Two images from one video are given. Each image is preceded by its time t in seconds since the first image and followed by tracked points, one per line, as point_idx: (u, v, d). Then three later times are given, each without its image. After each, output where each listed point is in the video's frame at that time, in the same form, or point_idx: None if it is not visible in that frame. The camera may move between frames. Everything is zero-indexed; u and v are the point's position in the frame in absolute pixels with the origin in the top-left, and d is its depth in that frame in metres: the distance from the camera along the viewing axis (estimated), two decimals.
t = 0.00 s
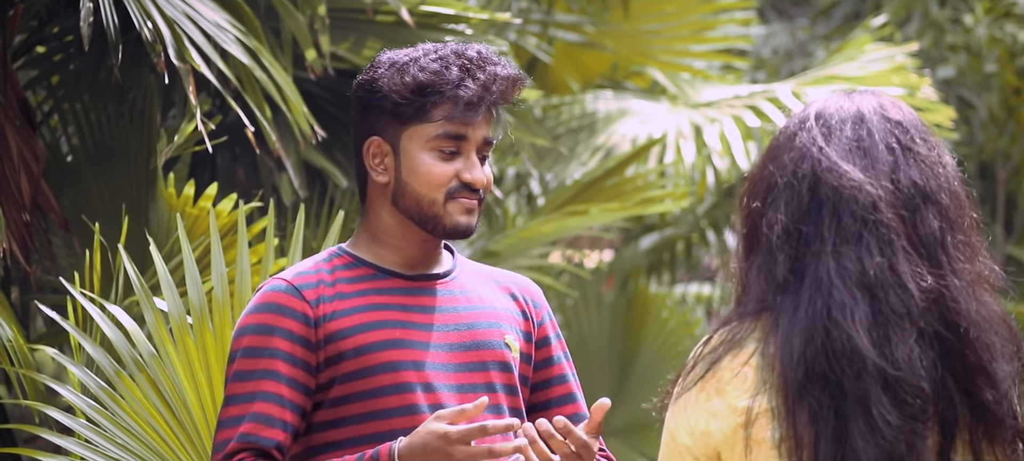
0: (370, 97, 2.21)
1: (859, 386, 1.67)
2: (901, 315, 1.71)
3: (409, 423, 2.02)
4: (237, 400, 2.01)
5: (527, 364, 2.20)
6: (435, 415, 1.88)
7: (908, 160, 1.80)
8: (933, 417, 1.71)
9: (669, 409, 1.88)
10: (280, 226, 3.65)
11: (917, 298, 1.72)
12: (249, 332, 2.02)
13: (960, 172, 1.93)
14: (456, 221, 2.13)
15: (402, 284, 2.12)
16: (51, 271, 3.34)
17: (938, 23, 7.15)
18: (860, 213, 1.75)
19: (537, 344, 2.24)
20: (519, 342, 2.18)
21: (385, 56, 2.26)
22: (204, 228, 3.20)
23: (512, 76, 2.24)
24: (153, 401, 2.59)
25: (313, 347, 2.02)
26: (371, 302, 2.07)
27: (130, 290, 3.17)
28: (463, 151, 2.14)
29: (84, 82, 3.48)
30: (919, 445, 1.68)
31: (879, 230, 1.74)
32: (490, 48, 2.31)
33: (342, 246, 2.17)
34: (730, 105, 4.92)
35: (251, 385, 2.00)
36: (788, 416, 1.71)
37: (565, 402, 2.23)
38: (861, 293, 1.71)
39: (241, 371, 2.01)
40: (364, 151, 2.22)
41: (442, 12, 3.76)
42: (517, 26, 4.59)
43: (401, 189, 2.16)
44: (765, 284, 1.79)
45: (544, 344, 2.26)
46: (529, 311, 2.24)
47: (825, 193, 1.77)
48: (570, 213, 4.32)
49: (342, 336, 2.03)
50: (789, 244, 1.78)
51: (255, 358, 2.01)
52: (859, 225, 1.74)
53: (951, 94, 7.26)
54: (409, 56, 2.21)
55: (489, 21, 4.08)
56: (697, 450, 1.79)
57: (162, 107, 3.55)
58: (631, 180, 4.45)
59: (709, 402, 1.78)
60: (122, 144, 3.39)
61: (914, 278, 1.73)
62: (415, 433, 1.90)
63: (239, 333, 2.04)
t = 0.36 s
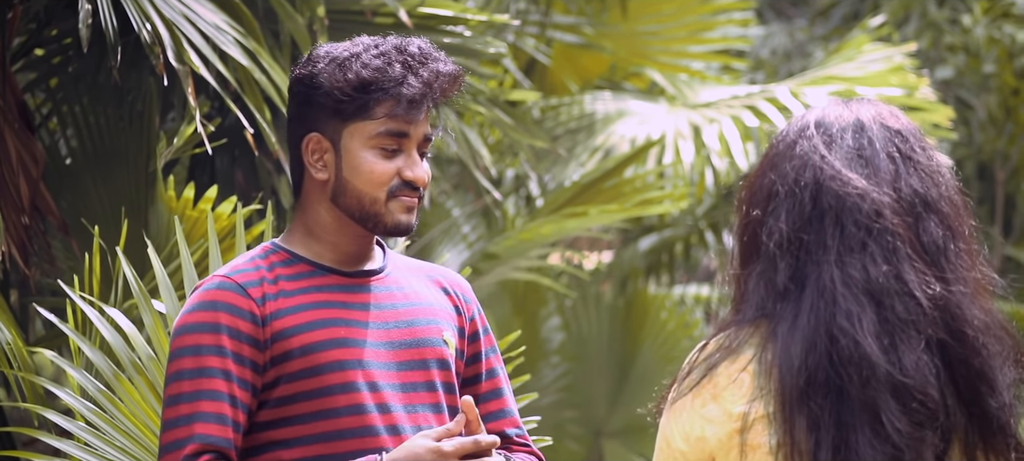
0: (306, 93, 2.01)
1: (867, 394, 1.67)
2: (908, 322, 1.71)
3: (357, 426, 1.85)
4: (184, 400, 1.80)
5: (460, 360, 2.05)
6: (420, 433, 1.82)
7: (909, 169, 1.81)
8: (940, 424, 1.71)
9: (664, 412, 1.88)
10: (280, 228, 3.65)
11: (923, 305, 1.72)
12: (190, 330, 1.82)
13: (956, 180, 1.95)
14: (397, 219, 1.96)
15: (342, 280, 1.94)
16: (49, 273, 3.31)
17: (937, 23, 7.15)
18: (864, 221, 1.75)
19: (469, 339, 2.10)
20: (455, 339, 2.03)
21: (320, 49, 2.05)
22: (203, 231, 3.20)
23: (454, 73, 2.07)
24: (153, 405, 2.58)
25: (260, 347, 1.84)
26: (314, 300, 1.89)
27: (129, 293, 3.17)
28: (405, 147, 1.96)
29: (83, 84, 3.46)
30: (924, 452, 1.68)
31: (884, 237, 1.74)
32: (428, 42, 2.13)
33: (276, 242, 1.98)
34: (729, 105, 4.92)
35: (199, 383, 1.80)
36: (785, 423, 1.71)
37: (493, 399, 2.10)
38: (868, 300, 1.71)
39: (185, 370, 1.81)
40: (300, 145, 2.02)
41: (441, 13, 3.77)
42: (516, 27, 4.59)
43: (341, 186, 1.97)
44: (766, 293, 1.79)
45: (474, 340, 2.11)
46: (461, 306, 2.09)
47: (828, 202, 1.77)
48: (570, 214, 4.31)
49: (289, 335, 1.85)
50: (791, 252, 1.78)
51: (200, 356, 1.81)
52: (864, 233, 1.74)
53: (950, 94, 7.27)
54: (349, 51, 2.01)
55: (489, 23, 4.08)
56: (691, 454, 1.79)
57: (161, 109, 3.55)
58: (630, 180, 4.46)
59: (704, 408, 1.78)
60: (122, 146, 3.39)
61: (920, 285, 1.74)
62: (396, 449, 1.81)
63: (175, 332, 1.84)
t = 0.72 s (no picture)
0: (312, 103, 1.99)
1: (883, 401, 1.67)
2: (922, 329, 1.71)
3: (334, 446, 1.88)
4: (162, 408, 1.79)
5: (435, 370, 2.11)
6: (385, 454, 1.85)
7: (919, 174, 1.81)
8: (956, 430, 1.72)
9: (679, 420, 1.87)
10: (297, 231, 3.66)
11: (936, 311, 1.72)
12: (179, 335, 1.80)
13: (963, 185, 1.95)
14: (396, 237, 1.98)
15: (327, 290, 1.95)
16: (67, 275, 3.33)
17: (955, 26, 7.14)
18: (877, 228, 1.75)
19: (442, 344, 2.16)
20: (429, 349, 2.08)
21: (320, 56, 2.02)
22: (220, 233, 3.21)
23: (453, 84, 2.10)
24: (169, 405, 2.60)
25: (246, 361, 1.83)
26: (303, 315, 1.89)
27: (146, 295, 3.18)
28: (408, 164, 1.98)
29: (101, 84, 3.48)
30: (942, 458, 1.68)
31: (897, 244, 1.75)
32: (423, 49, 2.13)
33: (262, 241, 1.97)
34: (746, 107, 4.93)
35: (180, 393, 1.79)
36: (807, 431, 1.70)
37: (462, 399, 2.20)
38: (881, 308, 1.71)
39: (169, 377, 1.79)
40: (303, 156, 2.01)
41: (459, 15, 3.77)
42: (533, 30, 4.59)
43: (343, 200, 1.97)
44: (780, 299, 1.78)
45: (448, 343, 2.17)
46: (436, 312, 2.14)
47: (839, 208, 1.77)
48: (586, 217, 4.31)
49: (277, 351, 1.85)
50: (804, 259, 1.78)
51: (184, 364, 1.80)
52: (877, 239, 1.74)
53: (967, 97, 7.24)
54: (355, 62, 1.99)
55: (506, 25, 4.09)
56: None
57: (178, 111, 3.56)
58: (647, 182, 4.45)
59: (724, 417, 1.77)
60: (139, 146, 3.41)
61: (933, 291, 1.74)
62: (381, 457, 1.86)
63: (159, 336, 1.82)
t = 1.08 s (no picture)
0: (292, 97, 2.07)
1: (883, 402, 1.67)
2: (922, 330, 1.71)
3: (340, 449, 1.90)
4: (169, 416, 1.82)
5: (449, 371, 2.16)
6: (389, 447, 1.84)
7: (918, 176, 1.81)
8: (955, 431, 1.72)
9: (678, 421, 1.87)
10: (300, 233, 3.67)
11: (936, 312, 1.73)
12: (183, 345, 1.84)
13: (962, 186, 1.95)
14: (380, 222, 2.01)
15: (332, 296, 1.98)
16: (69, 277, 3.31)
17: (958, 28, 7.08)
18: (877, 229, 1.75)
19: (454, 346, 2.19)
20: (439, 351, 2.10)
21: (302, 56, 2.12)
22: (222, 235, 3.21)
23: (436, 69, 2.12)
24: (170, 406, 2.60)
25: (251, 367, 1.87)
26: (306, 320, 1.92)
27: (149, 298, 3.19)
28: (388, 146, 2.02)
29: (104, 88, 3.47)
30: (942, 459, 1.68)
31: (897, 245, 1.75)
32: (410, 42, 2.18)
33: (265, 247, 2.01)
34: (748, 108, 4.93)
35: (185, 401, 1.82)
36: (805, 431, 1.70)
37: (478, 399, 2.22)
38: (881, 309, 1.71)
39: (174, 387, 1.83)
40: (289, 150, 2.07)
41: (460, 17, 3.78)
42: (535, 31, 4.59)
43: (327, 188, 2.02)
44: (779, 300, 1.78)
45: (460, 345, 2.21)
46: (446, 315, 2.17)
47: (840, 209, 1.77)
48: (589, 219, 4.32)
49: (281, 356, 1.88)
50: (804, 260, 1.78)
51: (189, 372, 1.83)
52: (876, 241, 1.74)
53: (970, 99, 7.22)
54: (327, 52, 2.07)
55: (508, 27, 4.09)
56: None
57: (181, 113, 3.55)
58: (648, 184, 4.45)
59: (723, 417, 1.76)
60: (142, 149, 3.42)
61: (933, 292, 1.74)
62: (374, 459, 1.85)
63: (164, 346, 1.86)
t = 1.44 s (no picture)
0: (341, 96, 2.21)
1: (875, 402, 1.67)
2: (915, 330, 1.71)
3: (378, 431, 1.97)
4: (205, 401, 1.97)
5: (508, 370, 2.14)
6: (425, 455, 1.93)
7: (914, 177, 1.81)
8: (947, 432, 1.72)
9: (674, 418, 1.87)
10: (297, 233, 3.68)
11: (929, 313, 1.73)
12: (221, 332, 1.99)
13: (960, 188, 1.95)
14: (429, 210, 2.11)
15: (382, 285, 2.08)
16: (66, 277, 3.33)
17: (953, 29, 7.10)
18: (871, 229, 1.75)
19: (523, 349, 2.18)
20: (501, 348, 2.12)
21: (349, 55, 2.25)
22: (219, 236, 3.22)
23: (478, 56, 2.21)
24: (166, 406, 2.60)
25: (285, 351, 1.98)
26: (346, 306, 2.03)
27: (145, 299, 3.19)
28: (432, 136, 2.13)
29: (100, 86, 3.48)
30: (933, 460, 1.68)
31: (891, 246, 1.75)
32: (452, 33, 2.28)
33: (325, 243, 2.14)
34: (744, 108, 4.94)
35: (220, 386, 1.96)
36: (797, 430, 1.70)
37: (547, 410, 2.18)
38: (874, 309, 1.71)
39: (215, 372, 1.97)
40: (340, 148, 2.21)
41: (457, 19, 3.79)
42: (532, 32, 4.59)
43: (375, 182, 2.14)
44: (773, 300, 1.79)
45: (530, 349, 2.19)
46: (514, 316, 2.18)
47: (835, 210, 1.78)
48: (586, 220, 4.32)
49: (314, 341, 1.99)
50: (798, 260, 1.78)
51: (226, 358, 1.97)
52: (871, 241, 1.75)
53: (966, 100, 7.22)
54: (370, 49, 2.19)
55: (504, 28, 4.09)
56: None
57: (177, 114, 3.55)
58: (644, 185, 4.45)
59: (715, 414, 1.77)
60: (139, 151, 3.41)
61: (927, 293, 1.74)
62: None
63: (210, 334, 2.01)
